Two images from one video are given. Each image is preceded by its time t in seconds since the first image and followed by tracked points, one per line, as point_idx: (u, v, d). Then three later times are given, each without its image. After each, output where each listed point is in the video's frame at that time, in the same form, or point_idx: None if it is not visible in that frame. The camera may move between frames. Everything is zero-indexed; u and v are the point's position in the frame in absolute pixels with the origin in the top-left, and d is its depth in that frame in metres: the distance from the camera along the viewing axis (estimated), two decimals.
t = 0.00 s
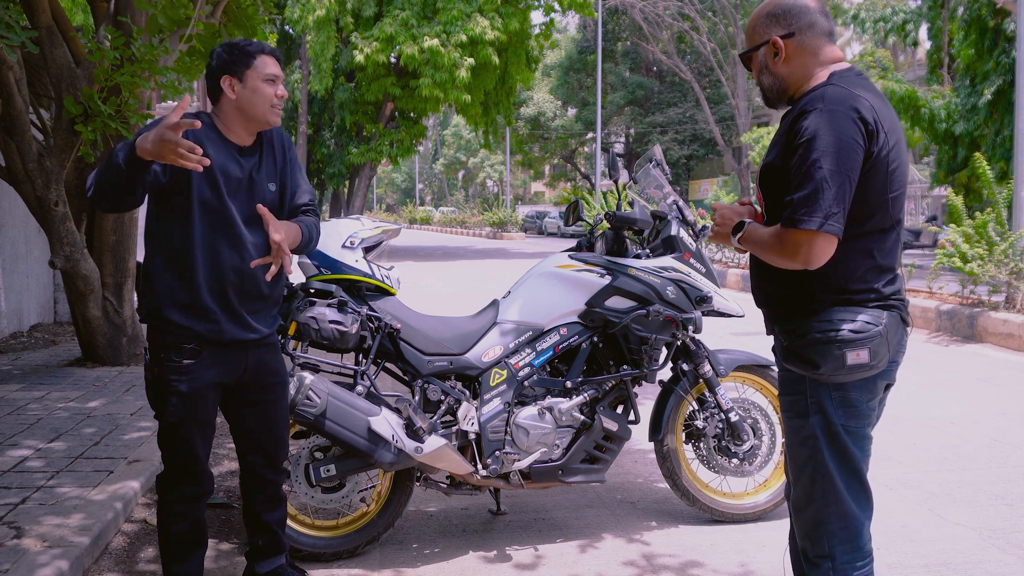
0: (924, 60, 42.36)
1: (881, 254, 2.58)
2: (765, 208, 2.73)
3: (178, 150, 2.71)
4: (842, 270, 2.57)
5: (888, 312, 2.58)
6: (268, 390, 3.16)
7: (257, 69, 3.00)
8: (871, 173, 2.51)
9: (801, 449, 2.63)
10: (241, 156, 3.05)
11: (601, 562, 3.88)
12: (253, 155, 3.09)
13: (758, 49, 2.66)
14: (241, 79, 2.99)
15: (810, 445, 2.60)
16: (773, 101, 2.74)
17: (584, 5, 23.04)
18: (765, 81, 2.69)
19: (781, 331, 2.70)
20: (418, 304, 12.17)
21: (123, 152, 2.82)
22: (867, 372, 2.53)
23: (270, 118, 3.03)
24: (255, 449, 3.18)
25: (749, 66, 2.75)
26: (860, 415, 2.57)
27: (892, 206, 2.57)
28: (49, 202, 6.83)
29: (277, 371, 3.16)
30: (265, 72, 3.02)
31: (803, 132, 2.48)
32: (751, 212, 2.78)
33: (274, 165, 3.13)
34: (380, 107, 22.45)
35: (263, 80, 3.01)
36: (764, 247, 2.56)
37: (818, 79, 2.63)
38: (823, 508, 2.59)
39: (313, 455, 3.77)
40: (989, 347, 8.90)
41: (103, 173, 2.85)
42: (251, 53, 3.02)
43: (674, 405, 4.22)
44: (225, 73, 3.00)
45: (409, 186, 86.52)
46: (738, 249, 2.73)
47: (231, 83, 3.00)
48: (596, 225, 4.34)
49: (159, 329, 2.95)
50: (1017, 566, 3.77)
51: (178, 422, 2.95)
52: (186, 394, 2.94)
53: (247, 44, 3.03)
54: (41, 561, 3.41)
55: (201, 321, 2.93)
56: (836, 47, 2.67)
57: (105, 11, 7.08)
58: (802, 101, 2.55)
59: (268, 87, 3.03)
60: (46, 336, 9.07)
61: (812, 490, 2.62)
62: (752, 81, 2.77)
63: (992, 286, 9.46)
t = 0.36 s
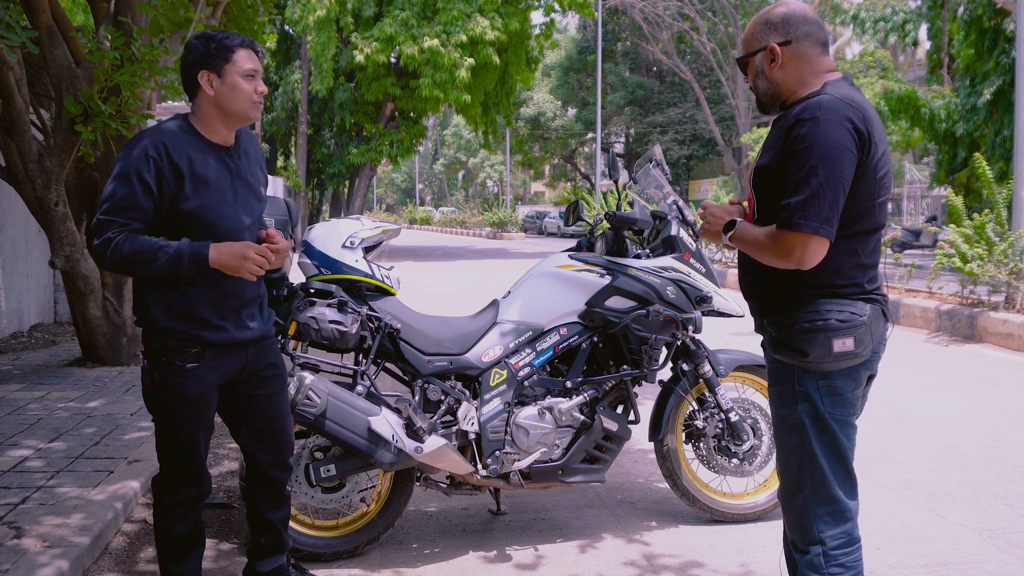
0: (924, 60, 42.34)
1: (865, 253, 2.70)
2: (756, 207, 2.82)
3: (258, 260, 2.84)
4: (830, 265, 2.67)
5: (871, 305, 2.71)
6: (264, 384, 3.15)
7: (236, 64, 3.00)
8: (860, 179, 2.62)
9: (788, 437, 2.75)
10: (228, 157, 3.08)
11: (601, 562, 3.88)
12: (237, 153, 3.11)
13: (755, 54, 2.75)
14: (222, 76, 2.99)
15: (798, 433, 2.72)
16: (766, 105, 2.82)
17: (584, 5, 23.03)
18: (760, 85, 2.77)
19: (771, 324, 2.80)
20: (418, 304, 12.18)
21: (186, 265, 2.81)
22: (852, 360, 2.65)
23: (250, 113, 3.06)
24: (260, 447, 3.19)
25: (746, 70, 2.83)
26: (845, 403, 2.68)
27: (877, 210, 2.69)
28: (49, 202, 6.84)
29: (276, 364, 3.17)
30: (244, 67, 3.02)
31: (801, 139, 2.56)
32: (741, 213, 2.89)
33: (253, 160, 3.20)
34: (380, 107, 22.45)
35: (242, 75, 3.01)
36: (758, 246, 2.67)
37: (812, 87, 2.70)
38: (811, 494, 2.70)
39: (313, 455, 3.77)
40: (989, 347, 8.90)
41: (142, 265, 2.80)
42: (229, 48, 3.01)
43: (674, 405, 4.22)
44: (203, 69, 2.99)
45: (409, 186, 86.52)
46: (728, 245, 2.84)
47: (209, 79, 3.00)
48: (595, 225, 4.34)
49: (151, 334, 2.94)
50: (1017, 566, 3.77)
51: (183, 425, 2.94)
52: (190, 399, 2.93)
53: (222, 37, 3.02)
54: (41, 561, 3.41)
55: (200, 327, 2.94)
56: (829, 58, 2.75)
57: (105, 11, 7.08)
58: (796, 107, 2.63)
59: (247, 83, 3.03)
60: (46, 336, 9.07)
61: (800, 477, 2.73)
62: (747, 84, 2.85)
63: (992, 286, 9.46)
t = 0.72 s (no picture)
0: (924, 60, 42.34)
1: (856, 254, 2.77)
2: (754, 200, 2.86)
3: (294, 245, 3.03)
4: (827, 264, 2.73)
5: (861, 306, 2.78)
6: (264, 386, 3.20)
7: (250, 68, 3.05)
8: (851, 179, 2.70)
9: (763, 415, 2.79)
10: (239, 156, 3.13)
11: (601, 562, 3.88)
12: (246, 154, 3.17)
13: (751, 60, 2.81)
14: (235, 79, 3.03)
15: (773, 414, 2.76)
16: (759, 110, 2.88)
17: (584, 5, 23.03)
18: (755, 91, 2.84)
19: (766, 315, 2.83)
20: (418, 304, 12.17)
21: (235, 250, 2.88)
22: (842, 357, 2.72)
23: (261, 117, 3.10)
24: (246, 448, 3.20)
25: (741, 76, 2.90)
26: (823, 392, 2.73)
27: (867, 212, 2.77)
28: (49, 202, 6.84)
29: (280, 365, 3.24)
30: (257, 71, 3.07)
31: (798, 139, 2.64)
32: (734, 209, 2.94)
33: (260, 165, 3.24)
34: (380, 107, 22.45)
35: (256, 79, 3.06)
36: (754, 239, 2.71)
37: (805, 94, 2.77)
38: (775, 471, 2.75)
39: (313, 455, 3.77)
40: (989, 347, 8.89)
41: (188, 253, 2.81)
42: (244, 52, 3.06)
43: (674, 405, 4.22)
44: (217, 71, 3.03)
45: (409, 186, 86.52)
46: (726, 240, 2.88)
47: (223, 81, 3.03)
48: (595, 225, 4.34)
49: (174, 330, 2.95)
50: (1017, 566, 3.77)
51: (203, 423, 2.96)
52: (215, 395, 2.96)
53: (236, 42, 3.05)
54: (41, 561, 3.41)
55: (224, 323, 2.98)
56: (820, 67, 2.84)
57: (105, 11, 7.08)
58: (791, 109, 2.70)
59: (260, 87, 3.08)
60: (45, 336, 9.06)
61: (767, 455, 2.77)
62: (742, 91, 2.91)
63: (992, 286, 9.46)
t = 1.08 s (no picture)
0: (924, 60, 42.34)
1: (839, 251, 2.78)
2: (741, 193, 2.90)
3: (310, 246, 3.12)
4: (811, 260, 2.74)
5: (845, 303, 2.78)
6: (282, 382, 3.22)
7: (279, 78, 3.14)
8: (837, 170, 2.71)
9: (750, 412, 2.80)
10: (265, 160, 3.21)
11: (601, 562, 3.88)
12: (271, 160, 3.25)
13: (756, 58, 2.83)
14: (265, 88, 3.12)
15: (759, 410, 2.76)
16: (758, 108, 2.89)
17: (584, 5, 23.03)
18: (756, 87, 2.84)
19: (751, 314, 2.85)
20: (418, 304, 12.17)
21: (257, 253, 2.96)
22: (826, 354, 2.72)
23: (289, 124, 3.19)
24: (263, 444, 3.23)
25: (746, 74, 2.91)
26: (808, 389, 2.73)
27: (853, 205, 2.78)
28: (49, 202, 6.84)
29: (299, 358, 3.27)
30: (286, 82, 3.15)
31: (785, 128, 2.64)
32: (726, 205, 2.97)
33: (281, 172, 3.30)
34: (380, 107, 22.46)
35: (284, 89, 3.15)
36: (745, 227, 2.72)
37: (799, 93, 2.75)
38: (762, 467, 2.75)
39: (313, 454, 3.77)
40: (988, 347, 8.90)
41: (214, 252, 2.89)
42: (275, 63, 3.15)
43: (674, 405, 4.21)
44: (250, 80, 3.12)
45: (409, 186, 86.53)
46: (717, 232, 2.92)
47: (254, 90, 3.12)
48: (595, 224, 4.34)
49: (199, 324, 3.01)
50: (1017, 566, 3.77)
51: (231, 416, 2.99)
52: (239, 384, 3.00)
53: (268, 54, 3.14)
54: (41, 561, 3.41)
55: (247, 317, 3.03)
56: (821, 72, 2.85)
57: (105, 11, 7.08)
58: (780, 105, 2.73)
59: (289, 97, 3.17)
60: (46, 336, 9.06)
61: (754, 451, 2.77)
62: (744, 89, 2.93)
63: (992, 286, 9.45)
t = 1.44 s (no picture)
0: (925, 60, 42.34)
1: (815, 248, 2.74)
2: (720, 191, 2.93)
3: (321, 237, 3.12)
4: (782, 258, 2.73)
5: (820, 303, 2.74)
6: (292, 382, 3.23)
7: (277, 77, 3.14)
8: (809, 162, 2.69)
9: (735, 423, 2.80)
10: (269, 159, 3.21)
11: (601, 562, 3.88)
12: (274, 158, 3.24)
13: (746, 56, 2.84)
14: (264, 87, 3.12)
15: (742, 420, 2.77)
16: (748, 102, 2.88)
17: (585, 5, 23.02)
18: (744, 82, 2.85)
19: (728, 316, 2.86)
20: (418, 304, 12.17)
21: (272, 246, 2.96)
22: (800, 355, 2.68)
23: (289, 122, 3.19)
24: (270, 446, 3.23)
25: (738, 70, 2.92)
26: (789, 394, 2.72)
27: (829, 201, 2.73)
28: (49, 202, 6.84)
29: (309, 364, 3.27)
30: (284, 80, 3.15)
31: (752, 121, 2.66)
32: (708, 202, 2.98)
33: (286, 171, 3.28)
34: (380, 107, 22.47)
35: (284, 87, 3.15)
36: (714, 221, 2.72)
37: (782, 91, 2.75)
38: (751, 477, 2.75)
39: (313, 454, 3.77)
40: (988, 347, 8.89)
41: (230, 251, 2.88)
42: (274, 62, 3.15)
43: (674, 405, 4.21)
44: (248, 80, 3.11)
45: (409, 186, 86.53)
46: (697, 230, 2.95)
47: (253, 90, 3.12)
48: (595, 224, 4.35)
49: (216, 327, 3.01)
50: (1017, 566, 3.77)
51: (242, 418, 3.00)
52: (253, 390, 3.00)
53: (269, 54, 3.15)
54: (42, 561, 3.41)
55: (262, 319, 3.03)
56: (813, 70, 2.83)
57: (105, 11, 7.08)
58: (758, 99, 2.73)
59: (287, 95, 3.17)
60: (46, 336, 9.06)
61: (744, 461, 2.77)
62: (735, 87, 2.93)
63: (992, 286, 9.45)
